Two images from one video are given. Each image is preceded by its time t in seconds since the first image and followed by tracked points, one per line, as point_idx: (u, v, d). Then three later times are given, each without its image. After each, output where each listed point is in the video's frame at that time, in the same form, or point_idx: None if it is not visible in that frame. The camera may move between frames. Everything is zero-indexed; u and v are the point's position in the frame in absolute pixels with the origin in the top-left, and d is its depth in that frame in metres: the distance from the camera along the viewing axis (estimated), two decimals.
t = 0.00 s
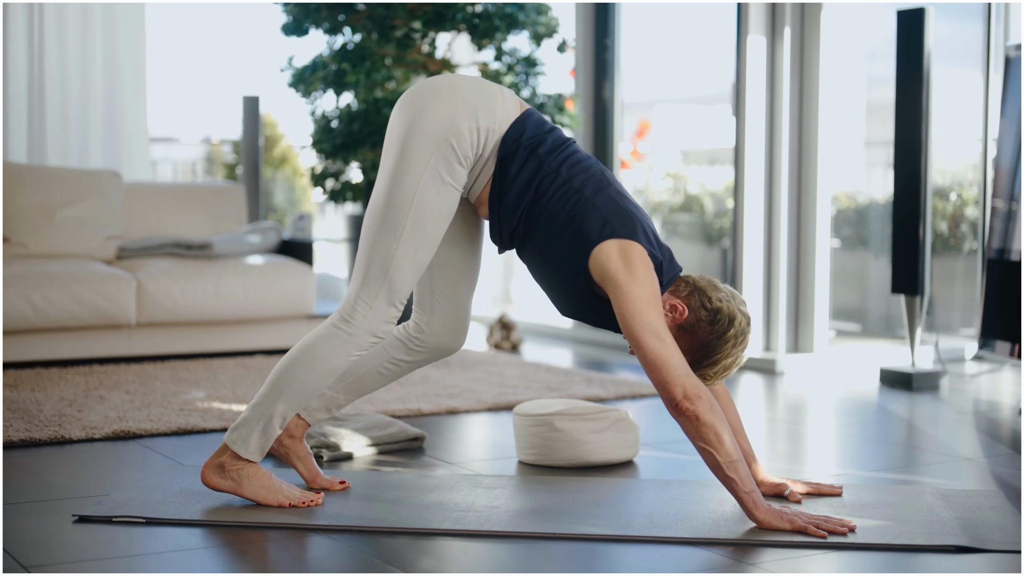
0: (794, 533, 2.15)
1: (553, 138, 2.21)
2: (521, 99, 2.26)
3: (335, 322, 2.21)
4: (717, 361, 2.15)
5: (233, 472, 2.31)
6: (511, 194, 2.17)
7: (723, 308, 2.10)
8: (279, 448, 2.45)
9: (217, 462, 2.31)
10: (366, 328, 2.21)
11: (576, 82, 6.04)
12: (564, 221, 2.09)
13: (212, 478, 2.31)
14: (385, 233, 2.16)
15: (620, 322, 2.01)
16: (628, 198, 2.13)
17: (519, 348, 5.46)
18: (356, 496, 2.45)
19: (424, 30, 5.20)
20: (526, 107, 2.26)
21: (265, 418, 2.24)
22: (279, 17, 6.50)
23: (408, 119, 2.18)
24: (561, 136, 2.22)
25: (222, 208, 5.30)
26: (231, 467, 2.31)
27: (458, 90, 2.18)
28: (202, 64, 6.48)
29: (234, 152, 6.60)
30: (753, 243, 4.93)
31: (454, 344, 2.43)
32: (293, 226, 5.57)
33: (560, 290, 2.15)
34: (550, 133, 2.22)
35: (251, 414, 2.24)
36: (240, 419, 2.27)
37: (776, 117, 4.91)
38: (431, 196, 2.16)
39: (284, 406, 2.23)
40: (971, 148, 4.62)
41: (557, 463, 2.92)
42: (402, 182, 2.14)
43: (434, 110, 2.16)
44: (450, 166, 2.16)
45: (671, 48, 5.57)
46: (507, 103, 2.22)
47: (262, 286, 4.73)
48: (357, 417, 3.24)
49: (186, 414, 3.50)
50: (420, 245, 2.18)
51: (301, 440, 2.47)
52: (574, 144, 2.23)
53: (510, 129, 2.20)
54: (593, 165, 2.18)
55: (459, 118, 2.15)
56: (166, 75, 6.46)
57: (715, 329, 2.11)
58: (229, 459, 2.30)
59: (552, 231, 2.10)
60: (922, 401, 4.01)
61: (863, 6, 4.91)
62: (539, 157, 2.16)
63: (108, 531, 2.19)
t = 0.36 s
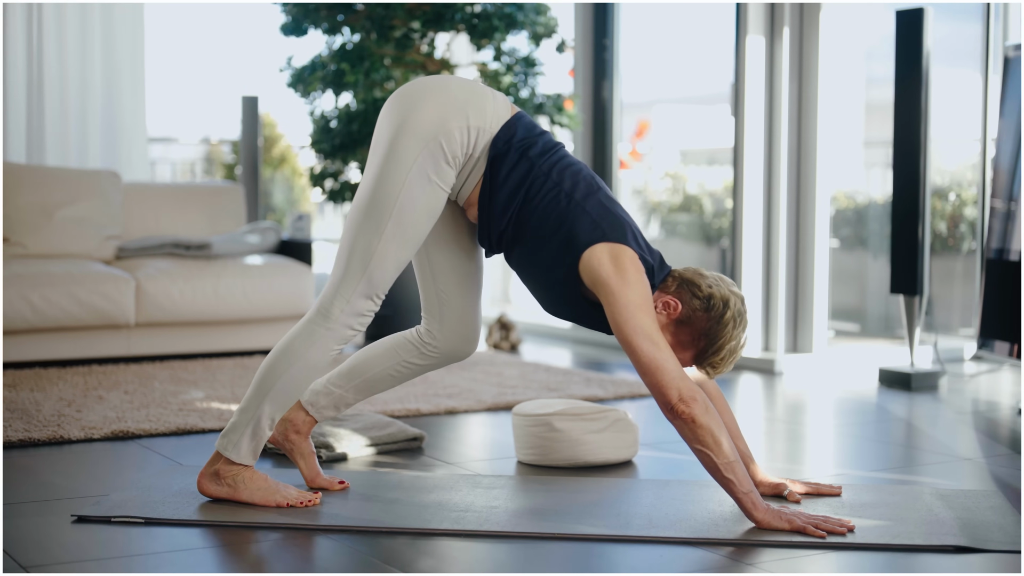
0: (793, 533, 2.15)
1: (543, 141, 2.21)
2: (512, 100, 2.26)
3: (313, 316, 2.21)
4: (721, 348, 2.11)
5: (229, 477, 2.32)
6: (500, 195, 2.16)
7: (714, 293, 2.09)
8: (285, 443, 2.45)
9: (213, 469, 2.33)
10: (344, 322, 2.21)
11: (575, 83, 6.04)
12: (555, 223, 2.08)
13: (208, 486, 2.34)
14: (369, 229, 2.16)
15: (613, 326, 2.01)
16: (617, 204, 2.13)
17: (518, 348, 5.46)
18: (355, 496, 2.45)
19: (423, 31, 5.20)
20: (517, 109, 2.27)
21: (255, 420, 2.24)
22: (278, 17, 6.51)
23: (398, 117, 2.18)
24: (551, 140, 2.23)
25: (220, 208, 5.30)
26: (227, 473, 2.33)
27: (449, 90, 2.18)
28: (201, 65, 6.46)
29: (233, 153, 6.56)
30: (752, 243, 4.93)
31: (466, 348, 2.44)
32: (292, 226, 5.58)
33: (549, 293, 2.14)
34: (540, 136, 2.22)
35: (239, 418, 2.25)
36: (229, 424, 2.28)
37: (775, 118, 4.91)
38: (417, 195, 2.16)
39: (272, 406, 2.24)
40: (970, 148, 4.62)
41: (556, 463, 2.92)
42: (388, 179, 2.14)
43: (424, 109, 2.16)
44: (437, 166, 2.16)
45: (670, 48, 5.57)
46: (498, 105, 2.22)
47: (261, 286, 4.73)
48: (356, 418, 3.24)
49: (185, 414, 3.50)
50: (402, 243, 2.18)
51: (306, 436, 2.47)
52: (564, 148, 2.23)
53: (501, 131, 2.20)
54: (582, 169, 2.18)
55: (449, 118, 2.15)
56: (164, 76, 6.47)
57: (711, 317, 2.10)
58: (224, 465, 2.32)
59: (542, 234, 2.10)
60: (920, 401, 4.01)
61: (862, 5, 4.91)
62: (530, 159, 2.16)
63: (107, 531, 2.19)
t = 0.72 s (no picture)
0: (793, 533, 2.15)
1: (534, 146, 2.20)
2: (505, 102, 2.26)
3: (302, 313, 2.21)
4: (712, 343, 2.10)
5: (227, 480, 2.32)
6: (489, 200, 2.16)
7: (696, 292, 2.10)
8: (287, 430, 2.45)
9: (210, 473, 2.33)
10: (333, 318, 2.21)
11: (575, 82, 6.04)
12: (543, 229, 2.08)
13: (206, 489, 2.34)
14: (358, 227, 2.16)
15: (603, 334, 2.01)
16: (606, 212, 2.13)
17: (518, 348, 5.45)
18: (355, 497, 2.45)
19: (422, 31, 5.19)
20: (509, 112, 2.26)
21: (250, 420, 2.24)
22: (277, 18, 6.51)
23: (390, 114, 2.18)
24: (543, 145, 2.22)
25: (220, 209, 5.30)
26: (225, 476, 2.33)
27: (441, 89, 2.18)
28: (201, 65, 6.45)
29: (233, 153, 6.56)
30: (752, 243, 4.91)
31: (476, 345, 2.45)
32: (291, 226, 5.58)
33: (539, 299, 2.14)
34: (532, 141, 2.21)
35: (235, 420, 2.25)
36: (225, 426, 2.28)
37: (775, 118, 4.91)
38: (407, 193, 2.16)
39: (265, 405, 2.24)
40: (970, 148, 4.62)
41: (556, 463, 2.92)
42: (378, 177, 2.15)
43: (416, 107, 2.16)
44: (427, 164, 2.15)
45: (670, 49, 5.57)
46: (491, 106, 2.22)
47: (260, 287, 4.73)
48: (355, 418, 3.24)
49: (185, 414, 3.50)
50: (392, 241, 2.18)
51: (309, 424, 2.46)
52: (555, 152, 2.23)
53: (493, 133, 2.20)
54: (571, 174, 2.18)
55: (440, 116, 2.15)
56: (164, 76, 6.47)
57: (697, 315, 2.09)
58: (221, 468, 2.32)
59: (528, 241, 2.10)
60: (920, 401, 4.01)
61: (862, 6, 4.90)
62: (519, 165, 2.16)
63: (107, 531, 2.19)
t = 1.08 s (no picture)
0: (792, 533, 2.15)
1: (531, 150, 2.20)
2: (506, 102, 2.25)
3: (312, 315, 2.21)
4: (701, 349, 2.10)
5: (228, 477, 2.32)
6: (484, 203, 2.17)
7: (685, 299, 2.09)
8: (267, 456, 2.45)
9: (212, 469, 2.33)
10: (342, 319, 2.21)
11: (574, 82, 6.04)
12: (534, 235, 2.08)
13: (207, 485, 2.34)
14: (364, 227, 2.16)
15: (593, 340, 2.01)
16: (599, 219, 2.12)
17: (517, 348, 5.45)
18: (355, 497, 2.45)
19: (422, 31, 5.19)
20: (511, 114, 2.26)
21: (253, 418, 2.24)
22: (277, 18, 6.52)
23: (392, 111, 2.18)
24: (542, 149, 2.22)
25: (220, 209, 5.30)
26: (226, 472, 2.33)
27: (443, 86, 2.18)
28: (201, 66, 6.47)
29: (233, 153, 6.57)
30: (752, 243, 4.91)
31: (424, 333, 2.45)
32: (291, 226, 5.59)
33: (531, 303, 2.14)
34: (532, 144, 2.21)
35: (240, 416, 2.24)
36: (228, 421, 2.27)
37: (774, 118, 4.91)
38: (410, 191, 2.16)
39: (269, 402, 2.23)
40: (970, 148, 4.62)
41: (556, 463, 2.92)
42: (382, 175, 2.15)
43: (417, 104, 2.16)
44: (428, 161, 2.16)
45: (670, 48, 5.57)
46: (492, 106, 2.21)
47: (260, 286, 4.73)
48: (355, 418, 3.24)
49: (184, 414, 3.51)
50: (398, 239, 2.18)
51: (287, 446, 2.46)
52: (554, 158, 2.22)
53: (492, 136, 2.20)
54: (567, 181, 2.18)
55: (441, 114, 2.15)
56: (164, 76, 6.48)
57: (686, 322, 2.09)
58: (223, 466, 2.32)
59: (519, 245, 2.11)
60: (920, 401, 4.01)
61: (863, 5, 4.90)
62: (515, 170, 2.16)
63: (106, 531, 2.19)
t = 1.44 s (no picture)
0: (792, 533, 2.15)
1: (531, 154, 2.19)
2: (509, 104, 2.24)
3: (346, 326, 2.22)
4: (693, 356, 2.12)
5: (234, 466, 2.31)
6: (482, 205, 2.17)
7: (679, 305, 2.09)
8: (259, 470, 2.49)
9: (218, 455, 2.32)
10: (376, 332, 2.21)
11: (574, 83, 6.04)
12: (530, 237, 2.09)
13: (212, 471, 2.32)
14: (383, 232, 2.17)
15: (590, 342, 2.01)
16: (596, 223, 2.12)
17: (517, 348, 5.45)
18: (355, 497, 2.45)
19: (422, 30, 5.19)
20: (514, 117, 2.25)
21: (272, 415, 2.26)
22: (277, 18, 6.52)
23: (396, 112, 2.17)
24: (542, 152, 2.22)
25: (220, 209, 5.30)
26: (232, 461, 2.32)
27: (445, 86, 2.17)
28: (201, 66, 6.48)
29: (232, 153, 6.58)
30: (752, 243, 4.90)
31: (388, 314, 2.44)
32: (291, 226, 5.59)
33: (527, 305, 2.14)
34: (532, 147, 2.21)
35: (258, 408, 2.26)
36: (246, 410, 2.28)
37: (774, 117, 4.91)
38: (422, 192, 2.16)
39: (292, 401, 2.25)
40: (970, 148, 4.62)
41: (555, 463, 2.92)
42: (395, 177, 2.15)
43: (421, 104, 2.15)
44: (435, 160, 2.15)
45: (670, 49, 5.57)
46: (495, 108, 2.20)
47: (260, 286, 4.73)
48: (355, 418, 3.24)
49: (184, 414, 3.51)
50: (420, 242, 2.18)
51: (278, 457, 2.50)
52: (554, 162, 2.22)
53: (493, 138, 2.19)
54: (566, 185, 2.18)
55: (443, 114, 2.14)
56: (164, 76, 6.48)
57: (679, 328, 2.09)
58: (231, 454, 2.31)
59: (517, 247, 2.11)
60: (920, 402, 4.01)
61: (863, 6, 4.89)
62: (513, 173, 2.15)
63: (106, 531, 2.19)
